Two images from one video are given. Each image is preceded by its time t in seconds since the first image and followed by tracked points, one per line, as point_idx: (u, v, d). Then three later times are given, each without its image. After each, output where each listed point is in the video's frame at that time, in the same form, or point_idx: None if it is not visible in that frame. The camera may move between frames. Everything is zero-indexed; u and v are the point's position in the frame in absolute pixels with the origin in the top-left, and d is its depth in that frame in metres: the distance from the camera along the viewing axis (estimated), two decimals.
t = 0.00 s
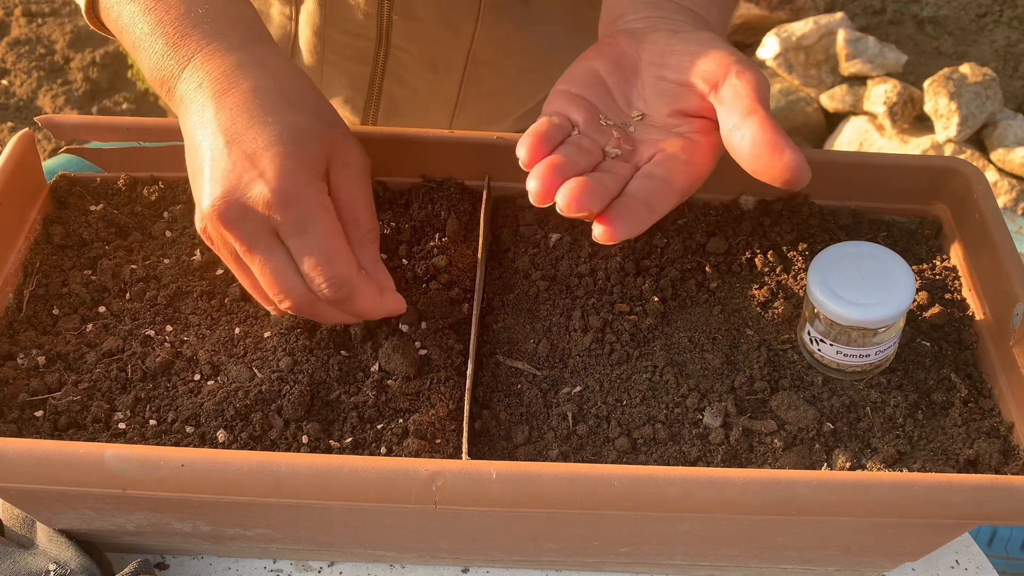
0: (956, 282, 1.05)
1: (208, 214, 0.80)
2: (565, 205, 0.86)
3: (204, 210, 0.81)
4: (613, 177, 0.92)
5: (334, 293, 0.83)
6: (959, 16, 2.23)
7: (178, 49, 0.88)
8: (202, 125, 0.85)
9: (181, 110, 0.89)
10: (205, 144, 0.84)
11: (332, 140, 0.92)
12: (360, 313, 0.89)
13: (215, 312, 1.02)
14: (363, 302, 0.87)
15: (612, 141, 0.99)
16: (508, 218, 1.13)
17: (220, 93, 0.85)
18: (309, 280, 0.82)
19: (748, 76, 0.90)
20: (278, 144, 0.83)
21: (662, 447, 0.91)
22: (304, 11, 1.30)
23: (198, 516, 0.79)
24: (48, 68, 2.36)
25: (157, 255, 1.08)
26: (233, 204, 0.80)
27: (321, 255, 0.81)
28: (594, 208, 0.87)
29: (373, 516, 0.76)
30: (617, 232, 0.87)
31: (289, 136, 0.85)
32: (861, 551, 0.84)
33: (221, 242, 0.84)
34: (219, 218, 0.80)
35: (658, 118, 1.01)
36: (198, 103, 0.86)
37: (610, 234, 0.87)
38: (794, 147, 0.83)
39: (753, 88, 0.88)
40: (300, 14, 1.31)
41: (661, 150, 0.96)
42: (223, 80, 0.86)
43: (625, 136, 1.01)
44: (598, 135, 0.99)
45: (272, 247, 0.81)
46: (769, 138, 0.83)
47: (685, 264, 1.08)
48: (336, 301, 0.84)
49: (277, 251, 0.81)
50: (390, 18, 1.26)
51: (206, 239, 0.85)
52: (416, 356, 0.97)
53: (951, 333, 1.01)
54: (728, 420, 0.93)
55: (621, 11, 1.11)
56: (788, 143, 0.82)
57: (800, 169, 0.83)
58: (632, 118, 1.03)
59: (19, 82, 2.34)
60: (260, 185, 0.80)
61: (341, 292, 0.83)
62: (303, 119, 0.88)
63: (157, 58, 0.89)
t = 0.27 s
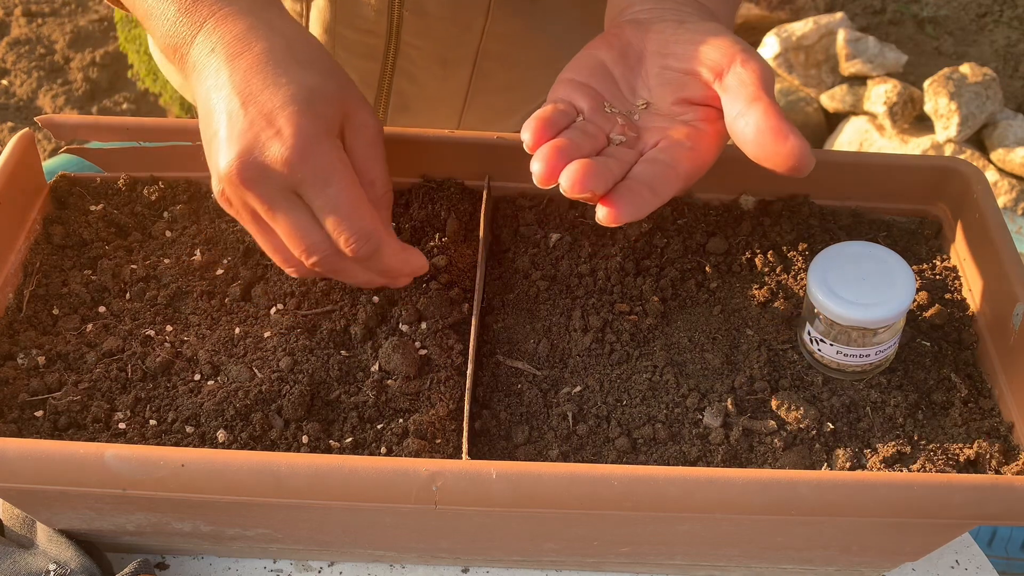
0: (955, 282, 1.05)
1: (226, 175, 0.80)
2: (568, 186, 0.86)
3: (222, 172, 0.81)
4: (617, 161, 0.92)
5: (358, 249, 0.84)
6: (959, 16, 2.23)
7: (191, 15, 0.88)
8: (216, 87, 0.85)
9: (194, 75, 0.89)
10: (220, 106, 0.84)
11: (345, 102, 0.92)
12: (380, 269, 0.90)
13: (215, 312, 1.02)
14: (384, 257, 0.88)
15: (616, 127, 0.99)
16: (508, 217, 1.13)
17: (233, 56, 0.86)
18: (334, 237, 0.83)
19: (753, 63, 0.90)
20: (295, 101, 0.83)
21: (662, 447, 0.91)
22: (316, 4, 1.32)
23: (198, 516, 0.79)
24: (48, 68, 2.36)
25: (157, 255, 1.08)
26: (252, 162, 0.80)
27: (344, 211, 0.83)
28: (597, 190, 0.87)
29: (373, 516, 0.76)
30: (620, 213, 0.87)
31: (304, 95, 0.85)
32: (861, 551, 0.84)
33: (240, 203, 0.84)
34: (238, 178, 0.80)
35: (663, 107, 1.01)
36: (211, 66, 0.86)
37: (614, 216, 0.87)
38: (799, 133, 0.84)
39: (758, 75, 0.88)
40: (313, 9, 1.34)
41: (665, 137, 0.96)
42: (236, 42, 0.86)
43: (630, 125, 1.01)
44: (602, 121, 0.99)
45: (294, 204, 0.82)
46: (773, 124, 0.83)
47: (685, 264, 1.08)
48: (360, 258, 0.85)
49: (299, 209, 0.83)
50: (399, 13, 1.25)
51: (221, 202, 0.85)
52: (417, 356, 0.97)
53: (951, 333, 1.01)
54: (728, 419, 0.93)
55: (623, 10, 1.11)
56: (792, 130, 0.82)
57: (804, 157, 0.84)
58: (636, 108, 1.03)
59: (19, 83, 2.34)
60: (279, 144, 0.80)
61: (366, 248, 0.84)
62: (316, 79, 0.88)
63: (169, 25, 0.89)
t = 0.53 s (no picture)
0: (955, 282, 1.05)
1: (235, 152, 0.83)
2: (574, 172, 0.86)
3: (231, 149, 0.83)
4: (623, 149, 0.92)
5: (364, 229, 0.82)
6: (959, 17, 2.23)
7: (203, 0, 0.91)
8: (228, 68, 0.88)
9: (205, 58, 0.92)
10: (231, 87, 0.87)
11: (358, 86, 0.94)
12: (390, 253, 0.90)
13: (215, 312, 1.02)
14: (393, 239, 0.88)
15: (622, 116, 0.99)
16: (508, 217, 1.13)
17: (245, 40, 0.89)
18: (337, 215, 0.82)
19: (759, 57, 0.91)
20: (304, 84, 0.86)
21: (662, 447, 0.91)
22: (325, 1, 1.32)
23: (198, 516, 0.79)
24: (48, 68, 2.36)
25: (157, 255, 1.08)
26: (261, 140, 0.83)
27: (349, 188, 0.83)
28: (603, 177, 0.87)
29: (373, 516, 0.76)
30: (626, 200, 0.87)
31: (314, 77, 0.87)
32: (861, 551, 0.84)
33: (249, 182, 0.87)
34: (247, 155, 0.82)
35: (668, 98, 1.01)
36: (223, 49, 0.89)
37: (619, 203, 0.87)
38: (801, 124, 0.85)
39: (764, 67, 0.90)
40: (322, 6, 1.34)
41: (671, 128, 0.96)
42: (249, 27, 0.90)
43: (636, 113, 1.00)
44: (609, 110, 0.99)
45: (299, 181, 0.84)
46: (776, 114, 0.85)
47: (685, 264, 1.08)
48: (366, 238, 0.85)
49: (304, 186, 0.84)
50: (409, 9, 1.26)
51: (231, 181, 0.88)
52: (417, 357, 0.97)
53: (951, 333, 1.01)
54: (728, 419, 0.93)
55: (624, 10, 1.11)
56: (796, 121, 0.84)
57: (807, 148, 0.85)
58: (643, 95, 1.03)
59: (19, 83, 2.34)
60: (288, 123, 0.83)
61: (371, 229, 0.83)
62: (327, 62, 0.90)
63: (181, 10, 0.92)
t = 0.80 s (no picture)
0: (955, 282, 1.05)
1: (214, 151, 0.82)
2: (576, 161, 0.86)
3: (211, 148, 0.83)
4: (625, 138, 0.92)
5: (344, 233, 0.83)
6: (959, 17, 2.23)
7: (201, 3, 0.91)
8: (218, 70, 0.88)
9: (200, 59, 0.92)
10: (218, 87, 0.86)
11: (343, 88, 0.93)
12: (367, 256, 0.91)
13: (215, 312, 1.02)
14: (366, 244, 0.88)
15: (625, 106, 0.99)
16: (508, 217, 1.13)
17: (237, 42, 0.89)
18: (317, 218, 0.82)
19: (762, 48, 0.91)
20: (289, 85, 0.86)
21: (662, 447, 0.91)
22: None
23: (198, 516, 0.79)
24: (48, 68, 2.36)
25: (157, 255, 1.08)
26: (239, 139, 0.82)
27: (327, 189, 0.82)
28: (605, 166, 0.87)
29: (373, 516, 0.76)
30: (627, 188, 0.87)
31: (300, 79, 0.87)
32: (861, 551, 0.84)
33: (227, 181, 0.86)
34: (225, 154, 0.82)
35: (670, 90, 1.01)
36: (216, 51, 0.89)
37: (621, 191, 0.87)
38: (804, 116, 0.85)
39: (767, 59, 0.90)
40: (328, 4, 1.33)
41: (673, 118, 0.96)
42: (242, 28, 0.90)
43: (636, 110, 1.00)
44: (610, 100, 0.99)
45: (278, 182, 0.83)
46: (779, 103, 0.85)
47: (685, 264, 1.08)
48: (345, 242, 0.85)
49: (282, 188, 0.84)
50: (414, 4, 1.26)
51: (211, 179, 0.88)
52: (417, 357, 0.97)
53: (951, 333, 1.01)
54: (728, 419, 0.93)
55: (624, 10, 1.11)
56: (798, 112, 0.84)
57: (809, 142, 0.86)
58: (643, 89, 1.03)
59: (19, 83, 2.34)
60: (268, 122, 0.82)
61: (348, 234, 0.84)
62: (315, 64, 0.90)
63: (180, 12, 0.92)
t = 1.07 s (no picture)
0: (955, 282, 1.05)
1: (211, 156, 0.82)
2: (580, 161, 0.86)
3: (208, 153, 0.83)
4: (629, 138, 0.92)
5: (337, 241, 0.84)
6: (959, 17, 2.24)
7: (200, 4, 0.91)
8: (215, 73, 0.88)
9: (197, 62, 0.92)
10: (215, 91, 0.86)
11: (340, 95, 0.94)
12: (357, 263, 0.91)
13: (215, 312, 1.02)
14: (362, 250, 0.89)
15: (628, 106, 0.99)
16: (508, 217, 1.13)
17: (232, 43, 0.89)
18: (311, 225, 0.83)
19: (764, 49, 0.92)
20: (285, 92, 0.86)
21: (662, 447, 0.91)
22: None
23: (198, 516, 0.79)
24: (48, 68, 2.36)
25: (157, 255, 1.08)
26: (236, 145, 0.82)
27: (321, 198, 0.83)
28: (609, 166, 0.87)
29: (373, 516, 0.76)
30: (631, 189, 0.86)
31: (296, 85, 0.87)
32: (861, 551, 0.84)
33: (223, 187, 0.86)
34: (223, 160, 0.82)
35: (672, 90, 1.01)
36: (213, 54, 0.89)
37: (625, 191, 0.86)
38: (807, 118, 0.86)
39: (770, 59, 0.90)
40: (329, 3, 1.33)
41: (675, 118, 0.96)
42: (239, 32, 0.89)
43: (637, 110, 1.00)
44: (613, 99, 0.99)
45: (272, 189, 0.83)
46: (782, 104, 0.85)
47: (685, 264, 1.08)
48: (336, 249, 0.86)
49: (276, 195, 0.84)
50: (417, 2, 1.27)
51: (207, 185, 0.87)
52: (417, 357, 0.97)
53: (951, 333, 1.01)
54: (728, 419, 0.93)
55: (625, 10, 1.11)
56: (801, 112, 0.84)
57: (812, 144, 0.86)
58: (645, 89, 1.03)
59: (19, 82, 2.34)
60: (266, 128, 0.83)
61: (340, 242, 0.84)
62: (314, 70, 0.91)
63: (178, 14, 0.92)
